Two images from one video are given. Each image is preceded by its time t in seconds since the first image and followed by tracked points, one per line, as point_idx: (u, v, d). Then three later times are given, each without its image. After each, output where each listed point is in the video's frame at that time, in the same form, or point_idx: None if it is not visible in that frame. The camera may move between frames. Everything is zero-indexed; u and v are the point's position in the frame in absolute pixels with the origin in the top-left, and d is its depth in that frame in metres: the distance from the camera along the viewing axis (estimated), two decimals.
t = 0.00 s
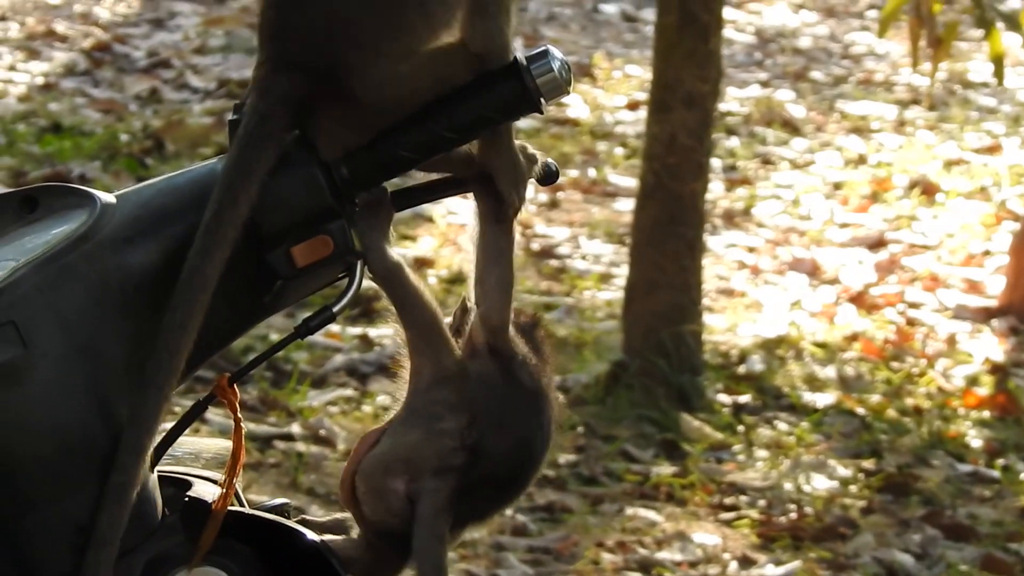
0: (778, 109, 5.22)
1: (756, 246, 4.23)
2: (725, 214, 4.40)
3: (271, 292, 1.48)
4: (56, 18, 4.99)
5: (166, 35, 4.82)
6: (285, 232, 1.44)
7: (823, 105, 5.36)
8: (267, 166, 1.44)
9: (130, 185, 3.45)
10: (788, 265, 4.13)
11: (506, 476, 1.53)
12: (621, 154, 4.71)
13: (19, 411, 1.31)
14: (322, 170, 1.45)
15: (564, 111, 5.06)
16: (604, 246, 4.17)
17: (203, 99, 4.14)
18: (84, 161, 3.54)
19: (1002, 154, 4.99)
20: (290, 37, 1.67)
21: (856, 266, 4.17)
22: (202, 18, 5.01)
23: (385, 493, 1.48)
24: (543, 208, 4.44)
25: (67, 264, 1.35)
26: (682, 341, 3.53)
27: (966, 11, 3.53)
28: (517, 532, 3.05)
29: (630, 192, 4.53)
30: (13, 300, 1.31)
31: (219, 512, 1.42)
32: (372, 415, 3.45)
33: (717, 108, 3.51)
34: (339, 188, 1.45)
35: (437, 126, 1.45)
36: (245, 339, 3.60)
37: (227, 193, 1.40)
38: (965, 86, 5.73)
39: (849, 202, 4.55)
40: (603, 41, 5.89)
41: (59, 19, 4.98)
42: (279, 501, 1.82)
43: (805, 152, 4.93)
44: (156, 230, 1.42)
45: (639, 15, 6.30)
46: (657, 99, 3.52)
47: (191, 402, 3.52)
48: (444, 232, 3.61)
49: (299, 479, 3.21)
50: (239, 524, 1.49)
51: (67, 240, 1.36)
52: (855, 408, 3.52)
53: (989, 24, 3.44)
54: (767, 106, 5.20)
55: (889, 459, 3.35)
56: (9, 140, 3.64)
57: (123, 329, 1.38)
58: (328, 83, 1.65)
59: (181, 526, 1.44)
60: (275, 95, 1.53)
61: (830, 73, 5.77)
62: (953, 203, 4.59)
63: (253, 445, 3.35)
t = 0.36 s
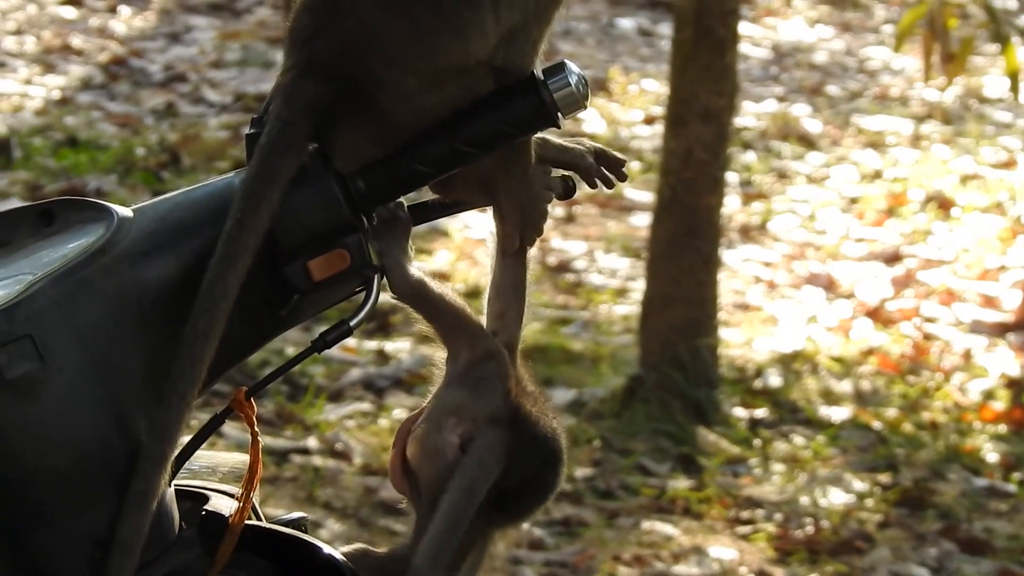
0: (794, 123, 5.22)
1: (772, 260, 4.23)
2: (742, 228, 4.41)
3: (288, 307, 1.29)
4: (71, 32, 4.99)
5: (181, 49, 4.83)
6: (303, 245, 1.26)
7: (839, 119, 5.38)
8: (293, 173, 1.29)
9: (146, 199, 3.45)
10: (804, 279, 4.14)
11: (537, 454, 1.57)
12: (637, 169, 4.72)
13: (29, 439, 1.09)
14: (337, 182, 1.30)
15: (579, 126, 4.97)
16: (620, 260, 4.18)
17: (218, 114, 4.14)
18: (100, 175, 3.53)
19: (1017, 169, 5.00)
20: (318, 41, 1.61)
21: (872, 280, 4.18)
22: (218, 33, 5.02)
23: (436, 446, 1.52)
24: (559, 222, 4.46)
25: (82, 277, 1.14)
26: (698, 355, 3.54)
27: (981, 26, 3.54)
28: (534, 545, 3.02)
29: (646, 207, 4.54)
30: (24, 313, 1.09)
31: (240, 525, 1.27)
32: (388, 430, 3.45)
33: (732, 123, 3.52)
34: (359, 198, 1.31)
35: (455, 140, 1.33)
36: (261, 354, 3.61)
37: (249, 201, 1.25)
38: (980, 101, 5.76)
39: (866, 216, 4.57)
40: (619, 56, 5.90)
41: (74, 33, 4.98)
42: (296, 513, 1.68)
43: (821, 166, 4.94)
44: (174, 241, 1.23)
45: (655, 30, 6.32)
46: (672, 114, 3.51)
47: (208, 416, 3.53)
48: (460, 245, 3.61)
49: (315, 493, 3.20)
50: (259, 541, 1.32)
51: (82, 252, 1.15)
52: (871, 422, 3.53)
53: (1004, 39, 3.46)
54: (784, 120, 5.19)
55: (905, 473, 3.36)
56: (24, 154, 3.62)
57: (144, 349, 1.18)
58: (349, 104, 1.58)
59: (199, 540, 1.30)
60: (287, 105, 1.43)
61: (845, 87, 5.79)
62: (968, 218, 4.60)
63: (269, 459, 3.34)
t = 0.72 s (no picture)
0: (802, 139, 5.22)
1: (780, 277, 4.23)
2: (750, 244, 4.39)
3: (296, 321, 1.29)
4: (79, 47, 5.00)
5: (189, 65, 4.84)
6: (313, 261, 1.26)
7: (846, 136, 5.39)
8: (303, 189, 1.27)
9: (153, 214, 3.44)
10: (813, 295, 4.15)
11: (563, 450, 1.35)
12: (645, 186, 4.72)
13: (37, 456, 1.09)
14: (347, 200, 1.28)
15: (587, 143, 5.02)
16: (629, 276, 4.19)
17: (227, 130, 4.14)
18: (107, 191, 3.53)
19: None
20: (346, 61, 1.54)
21: (880, 296, 4.19)
22: (228, 49, 5.04)
23: (455, 429, 1.31)
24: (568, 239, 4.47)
25: (91, 291, 1.13)
26: (705, 371, 3.54)
27: (989, 42, 3.54)
28: (542, 561, 3.02)
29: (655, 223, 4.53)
30: (36, 328, 1.09)
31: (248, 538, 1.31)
32: (396, 446, 3.45)
33: (740, 139, 3.52)
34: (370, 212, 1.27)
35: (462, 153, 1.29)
36: (268, 369, 3.60)
37: (268, 217, 1.23)
38: (988, 118, 5.80)
39: (874, 232, 4.57)
40: (628, 71, 5.91)
41: (83, 49, 4.97)
42: (302, 530, 1.74)
43: (829, 182, 4.96)
44: (183, 257, 1.21)
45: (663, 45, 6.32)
46: (681, 129, 3.52)
47: (215, 432, 3.54)
48: (468, 261, 3.61)
49: (323, 508, 3.20)
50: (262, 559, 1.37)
51: (90, 267, 1.14)
52: (879, 438, 3.53)
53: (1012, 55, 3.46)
54: (791, 136, 5.20)
55: (912, 489, 3.36)
56: (32, 170, 3.62)
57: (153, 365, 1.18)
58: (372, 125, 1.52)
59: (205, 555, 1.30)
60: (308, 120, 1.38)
61: (853, 104, 5.80)
62: (976, 235, 4.61)
63: (277, 474, 3.34)
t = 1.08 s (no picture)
0: (761, 168, 5.81)
1: (742, 288, 4.79)
2: (716, 260, 4.97)
3: (317, 328, 1.68)
4: (128, 88, 5.50)
5: (224, 103, 5.39)
6: (330, 273, 1.64)
7: (800, 165, 5.96)
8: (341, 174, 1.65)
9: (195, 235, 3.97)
10: (770, 304, 4.69)
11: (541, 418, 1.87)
12: (624, 209, 5.25)
13: (85, 426, 1.50)
14: (367, 213, 1.67)
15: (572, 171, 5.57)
16: (610, 288, 4.74)
17: (258, 160, 4.65)
18: (154, 214, 4.06)
19: (957, 208, 5.53)
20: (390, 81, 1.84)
21: (829, 305, 4.73)
22: (257, 90, 5.62)
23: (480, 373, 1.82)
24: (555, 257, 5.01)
25: (138, 302, 1.54)
26: (678, 373, 4.05)
27: (926, 83, 4.03)
28: (534, 536, 3.55)
29: (632, 241, 5.06)
30: (89, 334, 1.50)
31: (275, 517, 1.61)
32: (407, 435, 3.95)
33: (707, 167, 4.01)
34: (393, 198, 1.69)
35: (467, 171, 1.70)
36: (295, 370, 4.12)
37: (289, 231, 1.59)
38: (924, 148, 6.33)
39: (824, 249, 5.11)
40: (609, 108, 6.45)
41: (131, 90, 5.48)
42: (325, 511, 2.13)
43: (785, 207, 5.51)
44: (210, 272, 1.62)
45: (639, 86, 6.85)
46: (656, 160, 4.01)
47: (248, 424, 4.07)
48: (470, 275, 4.15)
49: (344, 491, 3.71)
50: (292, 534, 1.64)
51: (137, 283, 1.56)
52: (828, 429, 4.05)
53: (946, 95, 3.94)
54: (752, 166, 5.78)
55: (857, 474, 3.87)
56: (89, 197, 4.18)
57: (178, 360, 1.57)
58: (462, 69, 1.93)
59: (241, 532, 1.63)
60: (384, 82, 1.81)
61: (807, 137, 6.35)
62: (914, 251, 5.14)
63: (304, 462, 3.87)
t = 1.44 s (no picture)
0: (732, 192, 6.42)
1: (715, 294, 5.41)
2: (692, 270, 5.56)
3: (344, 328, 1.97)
4: (184, 124, 6.11)
5: (266, 137, 6.05)
6: (357, 285, 1.95)
7: (765, 189, 6.60)
8: (358, 210, 2.00)
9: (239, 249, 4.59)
10: (739, 309, 5.31)
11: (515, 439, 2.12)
12: (612, 227, 5.87)
13: (132, 419, 1.75)
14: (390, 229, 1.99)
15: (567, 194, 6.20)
16: (600, 296, 5.36)
17: (295, 186, 5.29)
18: (204, 233, 4.69)
19: (901, 225, 6.20)
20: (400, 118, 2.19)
21: (791, 309, 5.36)
22: (294, 124, 6.30)
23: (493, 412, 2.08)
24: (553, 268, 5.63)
25: (183, 314, 1.79)
26: (659, 367, 4.65)
27: (873, 117, 4.67)
28: (534, 512, 4.04)
29: (620, 255, 5.69)
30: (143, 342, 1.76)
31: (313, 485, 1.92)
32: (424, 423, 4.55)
33: (684, 190, 4.65)
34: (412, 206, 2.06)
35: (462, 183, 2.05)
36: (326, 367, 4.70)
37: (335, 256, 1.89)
38: (872, 174, 6.98)
39: (786, 262, 5.75)
40: (598, 141, 7.09)
41: (186, 125, 6.09)
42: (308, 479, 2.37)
43: (752, 224, 6.15)
44: (249, 284, 1.86)
45: (626, 121, 7.52)
46: (639, 183, 4.63)
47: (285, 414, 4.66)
48: (479, 284, 4.75)
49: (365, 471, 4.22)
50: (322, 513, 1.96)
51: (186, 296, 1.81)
52: (790, 417, 4.63)
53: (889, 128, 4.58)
54: (723, 190, 6.39)
55: (816, 456, 4.42)
56: (147, 219, 4.85)
57: (217, 361, 1.81)
58: (461, 92, 2.25)
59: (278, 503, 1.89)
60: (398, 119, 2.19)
61: (771, 165, 7.00)
62: (863, 262, 5.79)
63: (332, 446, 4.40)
